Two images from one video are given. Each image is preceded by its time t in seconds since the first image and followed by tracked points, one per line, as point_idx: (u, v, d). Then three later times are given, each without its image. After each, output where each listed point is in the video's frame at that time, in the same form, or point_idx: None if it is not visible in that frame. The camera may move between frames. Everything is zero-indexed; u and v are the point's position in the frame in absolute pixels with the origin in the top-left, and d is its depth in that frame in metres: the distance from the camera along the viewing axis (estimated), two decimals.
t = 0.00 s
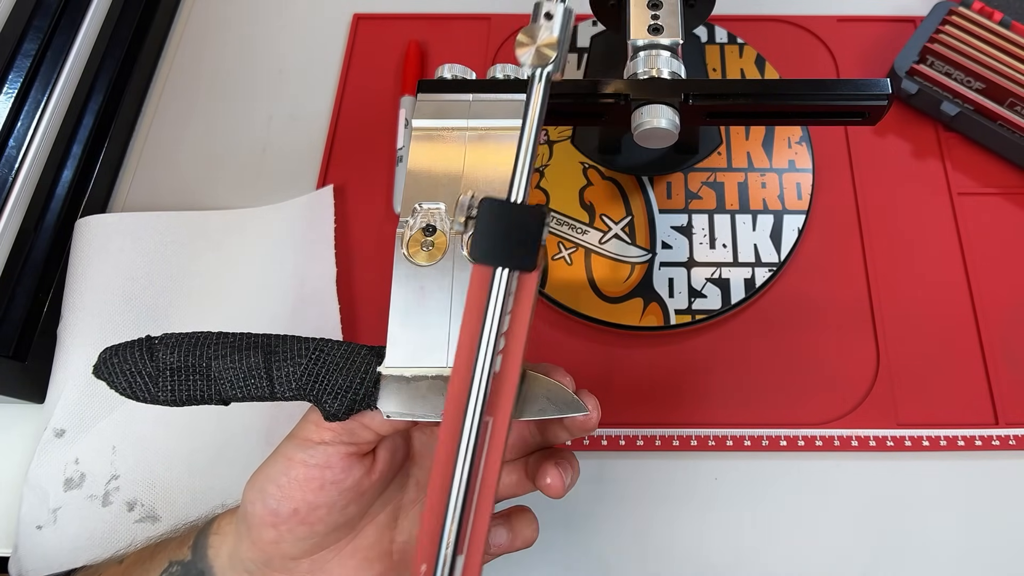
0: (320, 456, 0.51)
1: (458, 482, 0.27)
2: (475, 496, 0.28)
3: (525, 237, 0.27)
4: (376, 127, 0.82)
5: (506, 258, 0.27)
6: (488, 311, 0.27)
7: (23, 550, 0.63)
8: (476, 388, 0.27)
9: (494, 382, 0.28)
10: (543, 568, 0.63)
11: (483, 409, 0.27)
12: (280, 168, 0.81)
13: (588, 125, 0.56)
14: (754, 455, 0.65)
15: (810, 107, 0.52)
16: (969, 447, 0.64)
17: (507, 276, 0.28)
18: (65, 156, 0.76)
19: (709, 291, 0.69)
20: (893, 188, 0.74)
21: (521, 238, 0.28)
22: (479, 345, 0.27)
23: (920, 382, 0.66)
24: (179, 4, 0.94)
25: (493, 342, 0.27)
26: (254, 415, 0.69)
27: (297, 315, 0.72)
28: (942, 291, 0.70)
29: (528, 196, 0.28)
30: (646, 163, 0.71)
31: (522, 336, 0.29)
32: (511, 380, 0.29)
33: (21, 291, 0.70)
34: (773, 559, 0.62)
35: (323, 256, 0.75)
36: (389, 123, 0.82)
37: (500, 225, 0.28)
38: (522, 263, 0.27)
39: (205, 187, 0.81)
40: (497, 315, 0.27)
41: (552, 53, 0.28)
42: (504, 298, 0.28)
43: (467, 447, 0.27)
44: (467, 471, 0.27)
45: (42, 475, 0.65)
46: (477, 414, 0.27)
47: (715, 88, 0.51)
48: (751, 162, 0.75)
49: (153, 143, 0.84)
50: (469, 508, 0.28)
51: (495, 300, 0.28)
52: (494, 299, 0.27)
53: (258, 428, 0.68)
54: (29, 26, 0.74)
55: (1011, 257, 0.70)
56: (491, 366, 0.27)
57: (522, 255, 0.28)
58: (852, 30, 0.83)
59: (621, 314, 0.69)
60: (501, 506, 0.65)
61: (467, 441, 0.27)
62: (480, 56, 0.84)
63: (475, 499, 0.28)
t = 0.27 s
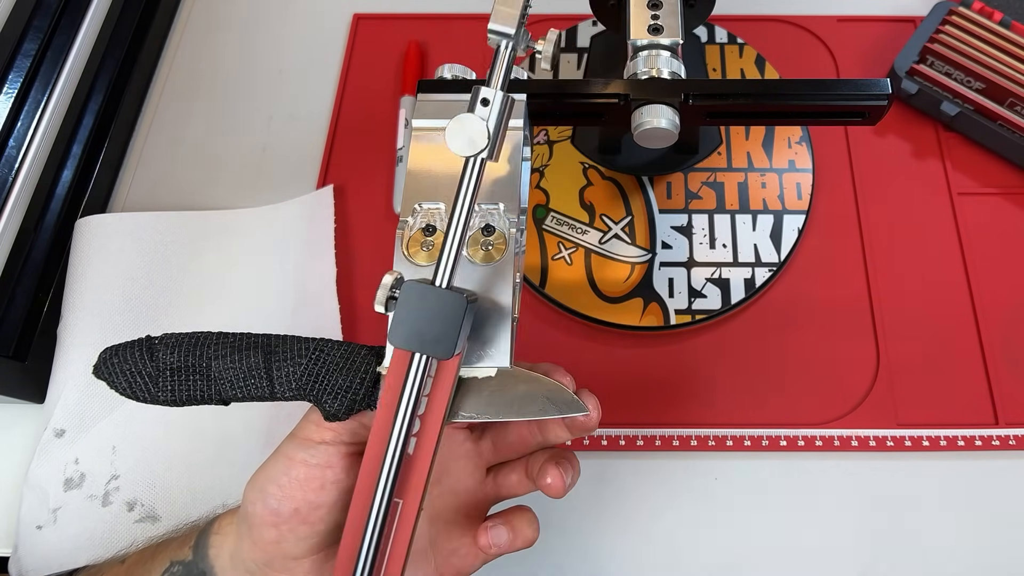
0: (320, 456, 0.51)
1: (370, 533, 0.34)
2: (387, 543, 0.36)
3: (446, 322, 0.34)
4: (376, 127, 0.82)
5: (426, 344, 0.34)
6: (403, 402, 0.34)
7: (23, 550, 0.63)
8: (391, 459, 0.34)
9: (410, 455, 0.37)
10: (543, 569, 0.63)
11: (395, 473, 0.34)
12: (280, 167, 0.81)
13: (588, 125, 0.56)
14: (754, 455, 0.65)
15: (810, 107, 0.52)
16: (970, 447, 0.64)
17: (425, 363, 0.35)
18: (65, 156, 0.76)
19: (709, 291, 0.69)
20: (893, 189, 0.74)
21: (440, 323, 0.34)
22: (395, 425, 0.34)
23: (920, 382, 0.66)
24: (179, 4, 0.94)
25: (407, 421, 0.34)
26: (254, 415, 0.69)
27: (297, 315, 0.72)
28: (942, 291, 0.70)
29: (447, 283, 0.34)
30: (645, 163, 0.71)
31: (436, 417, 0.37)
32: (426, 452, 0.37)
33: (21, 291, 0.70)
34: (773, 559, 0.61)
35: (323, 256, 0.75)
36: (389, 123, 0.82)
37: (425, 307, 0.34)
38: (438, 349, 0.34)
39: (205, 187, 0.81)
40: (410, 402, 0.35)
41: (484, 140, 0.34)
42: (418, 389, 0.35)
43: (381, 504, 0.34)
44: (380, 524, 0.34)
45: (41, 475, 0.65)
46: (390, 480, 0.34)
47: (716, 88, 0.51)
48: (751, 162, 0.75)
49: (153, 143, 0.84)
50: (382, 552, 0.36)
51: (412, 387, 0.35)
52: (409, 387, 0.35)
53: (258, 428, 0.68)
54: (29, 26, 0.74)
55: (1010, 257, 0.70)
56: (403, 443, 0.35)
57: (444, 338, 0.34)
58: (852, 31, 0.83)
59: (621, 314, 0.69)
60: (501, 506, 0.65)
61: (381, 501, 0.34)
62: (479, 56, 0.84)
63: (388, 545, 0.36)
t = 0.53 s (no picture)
0: (320, 456, 0.51)
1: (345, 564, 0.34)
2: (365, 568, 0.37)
3: (423, 350, 0.35)
4: (376, 128, 0.82)
5: (405, 370, 0.35)
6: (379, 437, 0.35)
7: (23, 550, 0.63)
8: (369, 487, 0.35)
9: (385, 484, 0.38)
10: (543, 569, 0.63)
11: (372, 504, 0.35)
12: (280, 167, 0.81)
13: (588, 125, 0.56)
14: (754, 455, 0.65)
15: (810, 108, 0.52)
16: (970, 447, 0.64)
17: (403, 390, 0.36)
18: (65, 156, 0.76)
19: (709, 291, 0.69)
20: (892, 189, 0.74)
21: (419, 349, 0.35)
22: (373, 455, 0.35)
23: (920, 382, 0.66)
24: (179, 4, 0.94)
25: (384, 449, 0.35)
26: (254, 415, 0.69)
27: (297, 315, 0.72)
28: (941, 291, 0.70)
29: (427, 309, 0.35)
30: (645, 163, 0.71)
31: (416, 442, 0.38)
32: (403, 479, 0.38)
33: (21, 291, 0.70)
34: (774, 558, 0.61)
35: (323, 256, 0.75)
36: (389, 123, 0.82)
37: (404, 333, 0.35)
38: (416, 375, 0.35)
39: (205, 186, 0.81)
40: (390, 424, 0.35)
41: (463, 168, 0.34)
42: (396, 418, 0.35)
43: (359, 529, 0.34)
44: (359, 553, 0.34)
45: (41, 474, 0.65)
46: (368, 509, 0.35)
47: (715, 88, 0.51)
48: (751, 162, 0.75)
49: (153, 143, 0.84)
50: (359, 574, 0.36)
51: (391, 413, 0.35)
52: (388, 418, 0.35)
53: (258, 428, 0.68)
54: (29, 26, 0.74)
55: (1010, 257, 0.70)
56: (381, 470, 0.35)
57: (418, 364, 0.35)
58: (852, 31, 0.83)
59: (621, 314, 0.69)
60: (501, 506, 0.65)
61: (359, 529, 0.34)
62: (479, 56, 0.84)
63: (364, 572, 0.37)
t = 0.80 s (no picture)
0: (320, 456, 0.51)
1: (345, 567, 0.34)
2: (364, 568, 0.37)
3: (423, 349, 0.35)
4: (376, 128, 0.82)
5: (405, 370, 0.35)
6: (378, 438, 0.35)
7: (23, 550, 0.63)
8: (369, 489, 0.35)
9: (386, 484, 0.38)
10: (543, 568, 0.63)
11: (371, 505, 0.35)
12: (280, 167, 0.81)
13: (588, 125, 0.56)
14: (754, 455, 0.65)
15: (810, 107, 0.52)
16: (970, 447, 0.64)
17: (403, 389, 0.35)
18: (65, 156, 0.76)
19: (709, 291, 0.69)
20: (892, 189, 0.74)
21: (419, 348, 0.35)
22: (373, 456, 0.35)
23: (920, 382, 0.66)
24: (179, 4, 0.94)
25: (385, 449, 0.35)
26: (254, 415, 0.69)
27: (297, 315, 0.72)
28: (941, 291, 0.70)
29: (428, 308, 0.35)
30: (645, 163, 0.71)
31: (417, 442, 0.39)
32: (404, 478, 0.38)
33: (21, 291, 0.70)
34: (774, 558, 0.61)
35: (323, 256, 0.75)
36: (389, 123, 0.82)
37: (404, 333, 0.35)
38: (416, 375, 0.35)
39: (205, 186, 0.81)
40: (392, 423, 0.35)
41: (464, 167, 0.34)
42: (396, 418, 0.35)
43: (359, 529, 0.34)
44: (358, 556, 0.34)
45: (41, 474, 0.65)
46: (368, 509, 0.35)
47: (715, 88, 0.51)
48: (751, 162, 0.75)
49: (153, 143, 0.84)
50: (359, 575, 0.37)
51: (391, 414, 0.35)
52: (388, 419, 0.35)
53: (258, 429, 0.68)
54: (29, 26, 0.74)
55: (1010, 256, 0.70)
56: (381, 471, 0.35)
57: (416, 364, 0.35)
58: (852, 31, 0.83)
59: (621, 314, 0.69)
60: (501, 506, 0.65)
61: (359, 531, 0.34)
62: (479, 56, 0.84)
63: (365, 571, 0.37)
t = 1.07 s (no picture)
0: (319, 456, 0.51)
1: (392, 534, 0.32)
2: (409, 545, 0.33)
3: (466, 305, 0.32)
4: (376, 128, 0.82)
5: (448, 328, 0.32)
6: (424, 394, 0.32)
7: (23, 549, 0.63)
8: (414, 449, 0.32)
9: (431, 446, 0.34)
10: (543, 568, 0.63)
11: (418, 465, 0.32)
12: (280, 167, 0.81)
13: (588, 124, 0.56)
14: (754, 455, 0.65)
15: (810, 107, 0.52)
16: (970, 447, 0.64)
17: (448, 347, 0.33)
18: (65, 156, 0.76)
19: (709, 291, 0.69)
20: (893, 189, 0.74)
21: (462, 308, 0.32)
22: (419, 413, 0.32)
23: (920, 382, 0.66)
24: (179, 4, 0.94)
25: (433, 403, 0.32)
26: (254, 415, 0.69)
27: (297, 315, 0.72)
28: (942, 291, 0.70)
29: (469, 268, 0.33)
30: (645, 163, 0.71)
31: (461, 403, 0.34)
32: (450, 440, 0.34)
33: (21, 291, 0.70)
34: (774, 558, 0.61)
35: (323, 256, 0.75)
36: (389, 123, 0.82)
37: (444, 293, 0.32)
38: (461, 333, 0.32)
39: (205, 186, 0.81)
40: (438, 373, 0.32)
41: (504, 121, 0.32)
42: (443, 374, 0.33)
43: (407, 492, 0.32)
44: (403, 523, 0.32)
45: (41, 474, 0.65)
46: (414, 471, 0.32)
47: (715, 88, 0.51)
48: (751, 162, 0.75)
49: (153, 143, 0.84)
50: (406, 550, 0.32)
51: (436, 370, 0.33)
52: (432, 376, 0.32)
53: (258, 428, 0.68)
54: (29, 26, 0.74)
55: (1010, 256, 0.70)
56: (428, 430, 0.32)
57: (461, 320, 0.32)
58: (852, 30, 0.83)
59: (621, 314, 0.69)
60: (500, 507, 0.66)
61: (404, 494, 0.32)
62: (480, 56, 0.84)
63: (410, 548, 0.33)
